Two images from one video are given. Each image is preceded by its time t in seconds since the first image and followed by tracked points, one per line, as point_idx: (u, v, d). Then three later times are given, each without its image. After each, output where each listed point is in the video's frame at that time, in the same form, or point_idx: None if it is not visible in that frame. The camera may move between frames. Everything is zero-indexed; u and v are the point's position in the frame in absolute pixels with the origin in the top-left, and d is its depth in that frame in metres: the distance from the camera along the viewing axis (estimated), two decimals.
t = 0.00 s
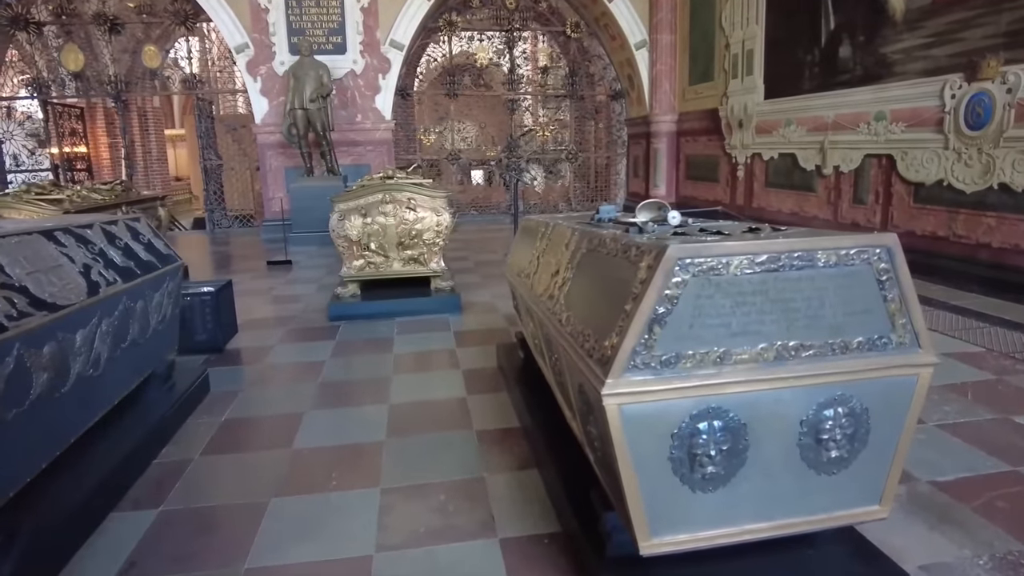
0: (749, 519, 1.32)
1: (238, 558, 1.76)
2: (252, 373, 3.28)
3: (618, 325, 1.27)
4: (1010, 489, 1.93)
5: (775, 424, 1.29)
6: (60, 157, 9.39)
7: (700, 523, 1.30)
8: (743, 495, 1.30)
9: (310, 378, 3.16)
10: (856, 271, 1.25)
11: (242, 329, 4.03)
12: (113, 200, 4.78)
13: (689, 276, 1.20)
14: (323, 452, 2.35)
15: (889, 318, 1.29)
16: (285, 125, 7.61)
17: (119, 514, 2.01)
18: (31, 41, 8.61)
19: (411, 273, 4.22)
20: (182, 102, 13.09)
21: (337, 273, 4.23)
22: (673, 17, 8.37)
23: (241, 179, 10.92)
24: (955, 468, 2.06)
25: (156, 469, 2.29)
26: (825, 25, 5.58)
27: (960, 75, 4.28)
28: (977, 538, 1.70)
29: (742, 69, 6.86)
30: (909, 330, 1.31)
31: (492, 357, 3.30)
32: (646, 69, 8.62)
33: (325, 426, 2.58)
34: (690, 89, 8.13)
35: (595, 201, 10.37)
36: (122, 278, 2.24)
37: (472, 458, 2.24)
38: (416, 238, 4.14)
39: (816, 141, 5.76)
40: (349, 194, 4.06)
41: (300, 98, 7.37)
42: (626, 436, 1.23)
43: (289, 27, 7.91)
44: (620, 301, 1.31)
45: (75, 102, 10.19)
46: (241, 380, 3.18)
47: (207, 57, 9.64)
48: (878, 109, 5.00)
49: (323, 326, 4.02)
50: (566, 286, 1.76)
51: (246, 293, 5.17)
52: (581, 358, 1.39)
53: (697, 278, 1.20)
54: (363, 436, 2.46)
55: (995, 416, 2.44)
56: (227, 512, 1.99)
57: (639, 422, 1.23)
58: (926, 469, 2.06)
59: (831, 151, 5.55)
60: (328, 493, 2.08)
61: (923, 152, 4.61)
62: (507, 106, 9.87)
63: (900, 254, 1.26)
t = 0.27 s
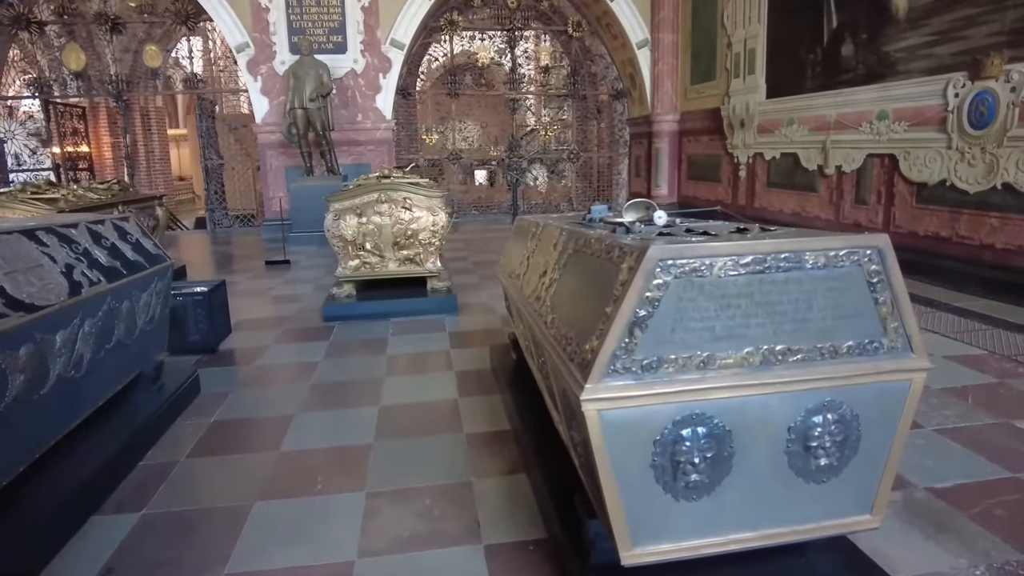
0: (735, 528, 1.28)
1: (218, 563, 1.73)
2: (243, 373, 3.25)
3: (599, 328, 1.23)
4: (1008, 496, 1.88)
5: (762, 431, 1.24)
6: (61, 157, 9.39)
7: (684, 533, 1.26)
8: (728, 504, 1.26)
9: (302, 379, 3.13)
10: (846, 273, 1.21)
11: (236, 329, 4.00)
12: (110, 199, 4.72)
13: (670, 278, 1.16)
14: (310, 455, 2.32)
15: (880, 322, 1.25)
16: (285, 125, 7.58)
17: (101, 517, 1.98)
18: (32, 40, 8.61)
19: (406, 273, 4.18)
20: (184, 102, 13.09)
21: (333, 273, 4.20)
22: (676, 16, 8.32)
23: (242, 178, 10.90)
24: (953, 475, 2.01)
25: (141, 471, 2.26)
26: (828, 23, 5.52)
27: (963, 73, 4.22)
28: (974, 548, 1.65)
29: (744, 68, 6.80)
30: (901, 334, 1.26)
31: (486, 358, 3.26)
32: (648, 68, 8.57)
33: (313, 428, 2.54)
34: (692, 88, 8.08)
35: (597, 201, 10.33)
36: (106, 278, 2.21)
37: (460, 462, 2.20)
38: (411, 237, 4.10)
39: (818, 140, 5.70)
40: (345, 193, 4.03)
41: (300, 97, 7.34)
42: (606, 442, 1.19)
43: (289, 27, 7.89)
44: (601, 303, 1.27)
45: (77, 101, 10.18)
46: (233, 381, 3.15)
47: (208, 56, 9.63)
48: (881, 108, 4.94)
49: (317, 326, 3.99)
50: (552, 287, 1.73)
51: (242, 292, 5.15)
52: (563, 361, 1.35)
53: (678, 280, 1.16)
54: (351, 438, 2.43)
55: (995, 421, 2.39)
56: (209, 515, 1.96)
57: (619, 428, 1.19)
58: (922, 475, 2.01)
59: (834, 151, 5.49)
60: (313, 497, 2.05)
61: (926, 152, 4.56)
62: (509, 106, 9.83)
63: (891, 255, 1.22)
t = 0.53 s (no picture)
0: (713, 535, 1.25)
1: (194, 566, 1.71)
2: (233, 374, 3.22)
3: (573, 330, 1.20)
4: (1000, 501, 1.84)
5: (740, 436, 1.21)
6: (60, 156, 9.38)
7: (661, 539, 1.23)
8: (706, 510, 1.23)
9: (290, 379, 3.10)
10: (826, 273, 1.17)
11: (228, 329, 3.97)
12: (104, 196, 4.69)
13: (645, 278, 1.13)
14: (294, 457, 2.29)
15: (863, 324, 1.21)
16: (283, 123, 7.56)
17: (78, 518, 1.95)
18: (31, 39, 8.60)
19: (400, 272, 4.15)
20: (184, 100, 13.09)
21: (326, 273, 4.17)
22: (676, 15, 8.28)
23: (242, 177, 10.88)
24: (945, 480, 1.97)
25: (123, 472, 2.24)
26: (827, 22, 5.48)
27: (963, 72, 4.18)
28: (964, 555, 1.62)
29: (744, 67, 6.76)
30: (885, 336, 1.22)
31: (477, 359, 3.23)
32: (647, 67, 8.53)
33: (299, 429, 2.52)
34: (692, 87, 8.03)
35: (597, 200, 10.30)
36: (87, 277, 2.18)
37: (445, 464, 2.17)
38: (405, 237, 4.07)
39: (817, 140, 5.66)
40: (337, 192, 3.99)
41: (298, 96, 7.31)
42: (578, 446, 1.16)
43: (288, 25, 7.86)
44: (577, 304, 1.24)
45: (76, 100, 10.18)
46: (222, 380, 3.13)
47: (207, 55, 9.61)
48: (880, 107, 4.89)
49: (310, 326, 3.96)
50: (534, 286, 1.70)
51: (236, 292, 5.13)
52: (540, 363, 1.32)
53: (653, 281, 1.12)
54: (337, 439, 2.40)
55: (989, 424, 2.36)
56: (188, 517, 1.93)
57: (592, 431, 1.16)
58: (913, 480, 1.98)
59: (833, 150, 5.45)
60: (295, 499, 2.02)
61: (925, 151, 4.52)
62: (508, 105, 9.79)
63: (875, 255, 1.18)
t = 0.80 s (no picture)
0: (676, 540, 1.23)
1: (165, 568, 1.70)
2: (220, 373, 3.22)
3: (532, 333, 1.18)
4: (982, 506, 1.82)
5: (701, 441, 1.19)
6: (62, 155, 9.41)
7: (622, 545, 1.21)
8: (668, 515, 1.21)
9: (277, 379, 3.09)
10: (789, 275, 1.15)
11: (219, 328, 3.97)
12: (98, 195, 4.69)
13: (601, 280, 1.11)
14: (275, 457, 2.29)
15: (829, 327, 1.19)
16: (282, 122, 7.56)
17: (54, 518, 1.95)
18: (33, 38, 8.64)
19: (391, 272, 4.15)
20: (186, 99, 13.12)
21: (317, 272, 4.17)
22: (675, 14, 8.24)
23: (242, 176, 10.89)
24: (927, 484, 1.95)
25: (103, 471, 2.24)
26: (825, 20, 5.44)
27: (960, 70, 4.14)
28: (941, 561, 1.59)
29: (743, 66, 6.71)
30: (852, 340, 1.20)
31: (465, 359, 3.22)
32: (647, 66, 8.49)
33: (282, 429, 2.51)
34: (692, 86, 7.99)
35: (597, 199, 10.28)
36: (66, 276, 2.18)
37: (424, 466, 2.16)
38: (396, 236, 4.07)
39: (815, 139, 5.62)
40: (329, 191, 3.99)
41: (296, 95, 7.31)
42: (536, 450, 1.15)
43: (287, 24, 7.86)
44: (537, 306, 1.22)
45: (78, 99, 10.20)
46: (209, 380, 3.12)
47: (208, 54, 9.63)
48: (878, 106, 4.85)
49: (301, 325, 3.95)
50: (507, 287, 1.68)
51: (231, 291, 5.13)
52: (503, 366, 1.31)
53: (610, 283, 1.11)
54: (318, 440, 2.39)
55: (977, 427, 2.33)
56: (163, 517, 1.93)
57: (550, 435, 1.15)
58: (895, 484, 1.96)
59: (831, 149, 5.40)
60: (271, 499, 2.01)
61: (922, 151, 4.47)
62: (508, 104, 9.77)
63: (840, 257, 1.16)
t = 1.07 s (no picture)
0: (632, 545, 1.23)
1: (136, 568, 1.71)
2: (209, 372, 3.23)
3: (485, 336, 1.18)
4: (959, 511, 1.80)
5: (655, 445, 1.18)
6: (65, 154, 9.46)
7: (577, 549, 1.21)
8: (623, 519, 1.21)
9: (264, 378, 3.10)
10: (744, 278, 1.14)
11: (211, 328, 3.98)
12: (94, 195, 4.70)
13: (552, 283, 1.10)
14: (255, 457, 2.29)
15: (786, 331, 1.17)
16: (281, 121, 7.57)
17: (32, 517, 1.96)
18: (35, 38, 8.68)
19: (383, 271, 4.15)
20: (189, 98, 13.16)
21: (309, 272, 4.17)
22: (676, 12, 8.20)
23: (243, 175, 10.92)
24: (905, 487, 1.93)
25: (84, 471, 2.25)
26: (823, 18, 5.39)
27: (956, 69, 4.10)
28: (913, 567, 1.58)
29: (742, 64, 6.67)
30: (811, 344, 1.18)
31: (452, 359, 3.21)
32: (647, 64, 8.45)
33: (264, 429, 2.52)
34: (692, 85, 7.96)
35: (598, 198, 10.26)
36: (46, 277, 2.20)
37: (402, 467, 2.15)
38: (388, 236, 4.08)
39: (813, 138, 5.58)
40: (320, 191, 4.00)
41: (295, 94, 7.31)
42: (487, 454, 1.14)
43: (287, 24, 7.88)
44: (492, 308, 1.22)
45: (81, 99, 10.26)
46: (197, 379, 3.13)
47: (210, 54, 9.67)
48: (875, 105, 4.81)
49: (292, 324, 3.96)
50: (474, 285, 1.67)
51: (226, 290, 5.14)
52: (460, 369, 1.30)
53: (560, 286, 1.10)
54: (298, 440, 2.40)
55: (961, 430, 2.30)
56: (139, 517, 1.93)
57: (502, 439, 1.14)
58: (873, 487, 1.94)
59: (828, 148, 5.36)
60: (248, 499, 2.02)
61: (919, 150, 4.43)
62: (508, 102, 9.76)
63: (796, 260, 1.14)
